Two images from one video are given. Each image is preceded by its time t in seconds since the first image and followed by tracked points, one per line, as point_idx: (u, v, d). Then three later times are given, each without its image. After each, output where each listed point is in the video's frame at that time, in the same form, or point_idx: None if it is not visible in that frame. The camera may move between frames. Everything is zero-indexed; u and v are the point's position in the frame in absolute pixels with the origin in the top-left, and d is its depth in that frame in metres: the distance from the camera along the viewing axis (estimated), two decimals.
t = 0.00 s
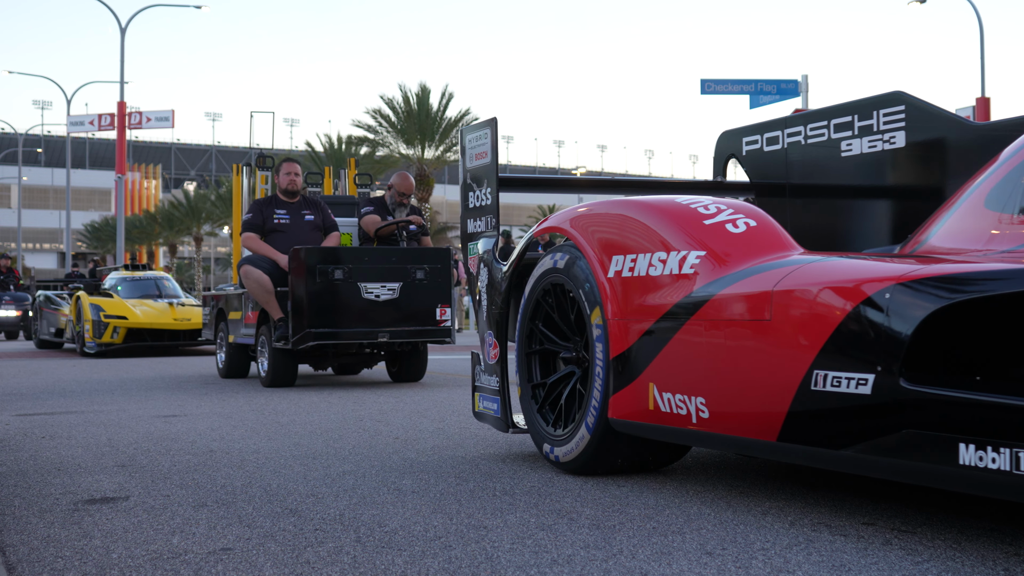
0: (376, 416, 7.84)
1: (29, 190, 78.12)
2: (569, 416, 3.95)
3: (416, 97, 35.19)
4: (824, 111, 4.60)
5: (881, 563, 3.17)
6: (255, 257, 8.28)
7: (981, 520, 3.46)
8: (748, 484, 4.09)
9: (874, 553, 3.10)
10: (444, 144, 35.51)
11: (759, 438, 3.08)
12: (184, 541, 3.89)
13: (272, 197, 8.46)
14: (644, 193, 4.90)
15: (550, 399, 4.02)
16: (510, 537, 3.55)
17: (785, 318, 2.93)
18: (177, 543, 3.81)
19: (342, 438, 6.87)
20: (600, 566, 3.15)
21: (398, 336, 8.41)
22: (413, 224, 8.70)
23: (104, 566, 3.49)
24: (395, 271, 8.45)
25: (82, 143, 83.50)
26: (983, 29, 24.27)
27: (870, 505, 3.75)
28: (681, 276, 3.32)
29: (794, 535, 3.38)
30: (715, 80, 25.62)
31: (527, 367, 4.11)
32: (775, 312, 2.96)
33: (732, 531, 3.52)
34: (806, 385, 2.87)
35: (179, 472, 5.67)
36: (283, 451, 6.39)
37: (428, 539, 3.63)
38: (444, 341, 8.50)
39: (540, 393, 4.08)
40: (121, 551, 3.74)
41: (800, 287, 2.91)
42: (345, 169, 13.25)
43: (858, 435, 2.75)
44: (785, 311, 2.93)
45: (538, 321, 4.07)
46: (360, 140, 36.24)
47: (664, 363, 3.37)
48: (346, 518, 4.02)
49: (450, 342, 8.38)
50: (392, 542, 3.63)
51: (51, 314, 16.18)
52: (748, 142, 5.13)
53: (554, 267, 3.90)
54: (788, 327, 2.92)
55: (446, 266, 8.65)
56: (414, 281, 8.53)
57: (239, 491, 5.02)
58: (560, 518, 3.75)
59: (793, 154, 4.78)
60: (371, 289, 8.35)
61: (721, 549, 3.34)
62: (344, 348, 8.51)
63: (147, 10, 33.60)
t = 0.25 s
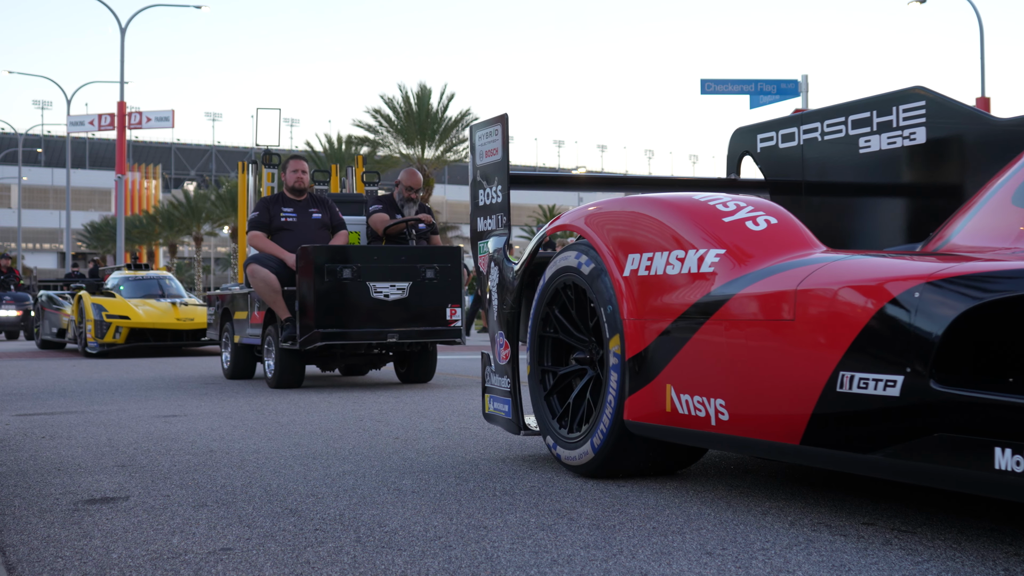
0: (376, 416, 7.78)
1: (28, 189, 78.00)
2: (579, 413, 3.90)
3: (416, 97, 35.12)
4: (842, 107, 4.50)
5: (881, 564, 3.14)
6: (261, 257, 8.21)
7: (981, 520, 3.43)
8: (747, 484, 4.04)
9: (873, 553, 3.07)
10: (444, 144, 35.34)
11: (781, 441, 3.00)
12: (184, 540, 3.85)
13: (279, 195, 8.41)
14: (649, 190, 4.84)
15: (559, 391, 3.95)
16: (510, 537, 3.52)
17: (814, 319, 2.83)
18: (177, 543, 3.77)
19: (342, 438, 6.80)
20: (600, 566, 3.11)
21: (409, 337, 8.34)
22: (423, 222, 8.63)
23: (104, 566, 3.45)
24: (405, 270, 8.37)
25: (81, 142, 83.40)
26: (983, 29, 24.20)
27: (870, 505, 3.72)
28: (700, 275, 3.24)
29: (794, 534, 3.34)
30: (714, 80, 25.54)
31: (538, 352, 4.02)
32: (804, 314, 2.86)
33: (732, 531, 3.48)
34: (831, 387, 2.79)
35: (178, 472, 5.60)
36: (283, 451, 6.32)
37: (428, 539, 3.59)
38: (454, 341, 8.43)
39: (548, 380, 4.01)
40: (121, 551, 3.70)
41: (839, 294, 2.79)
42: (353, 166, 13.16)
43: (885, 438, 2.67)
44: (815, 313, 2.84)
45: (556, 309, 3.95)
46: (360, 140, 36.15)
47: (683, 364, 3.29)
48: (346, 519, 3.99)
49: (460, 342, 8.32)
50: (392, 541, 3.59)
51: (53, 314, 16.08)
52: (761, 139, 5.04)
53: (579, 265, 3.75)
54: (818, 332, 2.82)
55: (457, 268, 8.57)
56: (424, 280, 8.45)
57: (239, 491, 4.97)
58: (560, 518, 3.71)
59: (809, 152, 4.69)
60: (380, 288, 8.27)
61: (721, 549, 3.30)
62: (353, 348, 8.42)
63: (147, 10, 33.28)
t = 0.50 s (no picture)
0: (376, 416, 7.72)
1: (28, 189, 77.89)
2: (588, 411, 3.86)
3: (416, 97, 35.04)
4: (859, 104, 4.42)
5: (881, 563, 3.12)
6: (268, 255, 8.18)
7: (981, 520, 3.40)
8: (747, 484, 4.01)
9: (873, 553, 3.05)
10: (444, 144, 35.47)
11: (802, 444, 2.93)
12: (184, 541, 3.84)
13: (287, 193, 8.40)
14: (656, 188, 4.79)
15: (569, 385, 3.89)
16: (510, 537, 3.50)
17: (837, 319, 2.76)
18: (177, 543, 3.76)
19: (342, 438, 6.75)
20: (600, 566, 3.09)
21: (419, 337, 8.25)
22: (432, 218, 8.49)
23: (104, 566, 3.44)
24: (415, 269, 8.29)
25: (81, 142, 83.33)
26: (983, 29, 24.15)
27: (870, 505, 3.69)
28: (718, 274, 3.17)
29: (794, 534, 3.32)
30: (714, 80, 25.45)
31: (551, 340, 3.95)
32: (829, 318, 2.78)
33: (732, 531, 3.46)
34: (856, 388, 2.72)
35: (178, 472, 5.56)
36: (283, 451, 6.27)
37: (428, 539, 3.58)
38: (465, 341, 8.37)
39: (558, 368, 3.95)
40: (121, 551, 3.69)
41: (869, 307, 2.69)
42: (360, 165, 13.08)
43: (913, 441, 2.60)
44: (842, 317, 2.75)
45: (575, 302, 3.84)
46: (360, 140, 36.06)
47: (700, 364, 3.21)
48: (346, 519, 3.99)
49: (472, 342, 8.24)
50: (392, 541, 3.59)
51: (56, 315, 16.01)
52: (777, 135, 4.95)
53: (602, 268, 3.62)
54: (843, 340, 2.74)
55: (468, 271, 8.45)
56: (435, 279, 8.36)
57: (239, 491, 4.95)
58: (560, 518, 3.69)
59: (824, 149, 4.60)
60: (389, 287, 8.19)
61: (721, 549, 3.28)
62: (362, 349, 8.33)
63: (148, 11, 32.25)
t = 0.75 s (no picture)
0: (376, 416, 7.67)
1: (28, 189, 77.83)
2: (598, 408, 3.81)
3: (416, 98, 34.97)
4: (874, 99, 4.30)
5: (881, 564, 3.10)
6: (275, 254, 8.11)
7: (981, 520, 3.37)
8: (747, 484, 3.98)
9: (873, 552, 3.03)
10: (444, 144, 35.46)
11: (824, 447, 2.85)
12: (184, 540, 3.84)
13: (294, 190, 8.33)
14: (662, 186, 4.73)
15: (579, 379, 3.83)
16: (510, 537, 3.49)
17: (860, 318, 2.69)
18: (177, 543, 3.77)
19: (342, 438, 6.70)
20: (600, 566, 3.08)
21: (429, 337, 8.17)
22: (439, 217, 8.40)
23: (104, 566, 3.45)
24: (425, 268, 8.22)
25: (82, 142, 83.29)
26: (983, 29, 24.11)
27: (869, 505, 3.66)
28: (735, 272, 3.10)
29: (794, 534, 3.29)
30: (714, 80, 25.40)
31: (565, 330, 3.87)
32: (854, 323, 2.71)
33: (732, 531, 3.43)
34: (880, 390, 2.65)
35: (178, 472, 5.52)
36: (283, 451, 6.23)
37: (428, 539, 3.59)
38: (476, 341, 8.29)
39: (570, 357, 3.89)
40: (121, 551, 3.70)
41: (899, 322, 2.60)
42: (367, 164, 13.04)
43: (940, 443, 2.53)
44: (868, 323, 2.67)
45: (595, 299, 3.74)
46: (360, 140, 36.00)
47: (718, 365, 3.14)
48: (346, 518, 4.00)
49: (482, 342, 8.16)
50: (392, 542, 3.59)
51: (58, 315, 15.95)
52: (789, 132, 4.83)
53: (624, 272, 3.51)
54: (868, 349, 2.67)
55: (476, 271, 8.43)
56: (444, 278, 8.29)
57: (239, 491, 4.94)
58: (560, 518, 3.69)
59: (837, 149, 4.47)
60: (398, 287, 8.12)
61: (721, 549, 3.26)
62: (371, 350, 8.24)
63: (148, 10, 33.02)
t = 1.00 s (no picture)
0: (376, 416, 7.62)
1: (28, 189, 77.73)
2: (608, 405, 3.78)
3: (416, 97, 34.91)
4: (889, 95, 4.21)
5: (881, 564, 3.11)
6: (282, 253, 8.03)
7: (981, 520, 3.38)
8: (748, 484, 3.98)
9: (873, 552, 3.04)
10: (444, 144, 35.40)
11: (845, 450, 2.79)
12: (184, 540, 3.86)
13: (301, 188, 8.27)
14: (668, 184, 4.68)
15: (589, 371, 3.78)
16: (510, 537, 3.51)
17: (883, 318, 2.63)
18: (177, 543, 3.79)
19: (342, 438, 6.65)
20: (600, 566, 3.09)
21: (439, 337, 8.07)
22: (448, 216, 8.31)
23: (104, 566, 3.47)
24: (435, 267, 8.10)
25: (81, 142, 83.24)
26: (983, 29, 24.07)
27: (869, 505, 3.67)
28: (752, 271, 3.03)
29: (794, 534, 3.30)
30: (714, 80, 25.34)
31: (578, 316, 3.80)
32: (877, 324, 2.64)
33: (732, 531, 3.44)
34: (905, 392, 2.58)
35: (178, 472, 5.48)
36: (283, 451, 6.18)
37: (428, 539, 3.61)
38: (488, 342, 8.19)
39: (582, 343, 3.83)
40: (121, 551, 3.71)
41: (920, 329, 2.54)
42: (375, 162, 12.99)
43: (966, 447, 2.48)
44: (891, 324, 2.61)
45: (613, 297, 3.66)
46: (360, 140, 35.93)
47: (735, 366, 3.08)
48: (346, 518, 4.02)
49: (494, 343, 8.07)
50: (392, 541, 3.60)
51: (60, 315, 15.88)
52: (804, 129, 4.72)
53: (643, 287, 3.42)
54: (890, 356, 2.61)
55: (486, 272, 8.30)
56: (455, 277, 8.18)
57: (238, 491, 4.94)
58: (560, 518, 3.71)
59: (852, 146, 4.37)
60: (408, 286, 8.01)
61: (721, 549, 3.27)
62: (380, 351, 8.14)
63: (150, 11, 31.93)
